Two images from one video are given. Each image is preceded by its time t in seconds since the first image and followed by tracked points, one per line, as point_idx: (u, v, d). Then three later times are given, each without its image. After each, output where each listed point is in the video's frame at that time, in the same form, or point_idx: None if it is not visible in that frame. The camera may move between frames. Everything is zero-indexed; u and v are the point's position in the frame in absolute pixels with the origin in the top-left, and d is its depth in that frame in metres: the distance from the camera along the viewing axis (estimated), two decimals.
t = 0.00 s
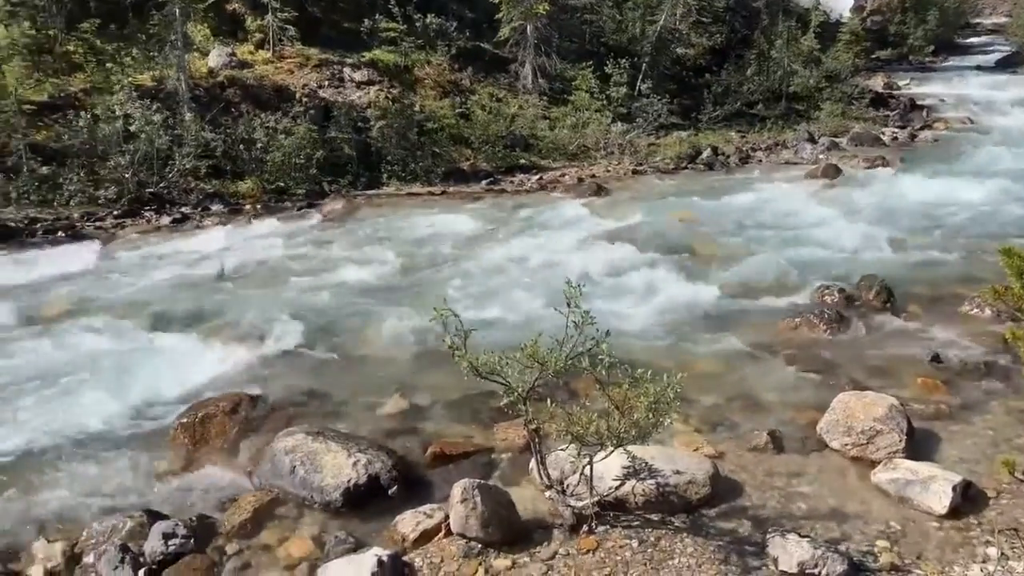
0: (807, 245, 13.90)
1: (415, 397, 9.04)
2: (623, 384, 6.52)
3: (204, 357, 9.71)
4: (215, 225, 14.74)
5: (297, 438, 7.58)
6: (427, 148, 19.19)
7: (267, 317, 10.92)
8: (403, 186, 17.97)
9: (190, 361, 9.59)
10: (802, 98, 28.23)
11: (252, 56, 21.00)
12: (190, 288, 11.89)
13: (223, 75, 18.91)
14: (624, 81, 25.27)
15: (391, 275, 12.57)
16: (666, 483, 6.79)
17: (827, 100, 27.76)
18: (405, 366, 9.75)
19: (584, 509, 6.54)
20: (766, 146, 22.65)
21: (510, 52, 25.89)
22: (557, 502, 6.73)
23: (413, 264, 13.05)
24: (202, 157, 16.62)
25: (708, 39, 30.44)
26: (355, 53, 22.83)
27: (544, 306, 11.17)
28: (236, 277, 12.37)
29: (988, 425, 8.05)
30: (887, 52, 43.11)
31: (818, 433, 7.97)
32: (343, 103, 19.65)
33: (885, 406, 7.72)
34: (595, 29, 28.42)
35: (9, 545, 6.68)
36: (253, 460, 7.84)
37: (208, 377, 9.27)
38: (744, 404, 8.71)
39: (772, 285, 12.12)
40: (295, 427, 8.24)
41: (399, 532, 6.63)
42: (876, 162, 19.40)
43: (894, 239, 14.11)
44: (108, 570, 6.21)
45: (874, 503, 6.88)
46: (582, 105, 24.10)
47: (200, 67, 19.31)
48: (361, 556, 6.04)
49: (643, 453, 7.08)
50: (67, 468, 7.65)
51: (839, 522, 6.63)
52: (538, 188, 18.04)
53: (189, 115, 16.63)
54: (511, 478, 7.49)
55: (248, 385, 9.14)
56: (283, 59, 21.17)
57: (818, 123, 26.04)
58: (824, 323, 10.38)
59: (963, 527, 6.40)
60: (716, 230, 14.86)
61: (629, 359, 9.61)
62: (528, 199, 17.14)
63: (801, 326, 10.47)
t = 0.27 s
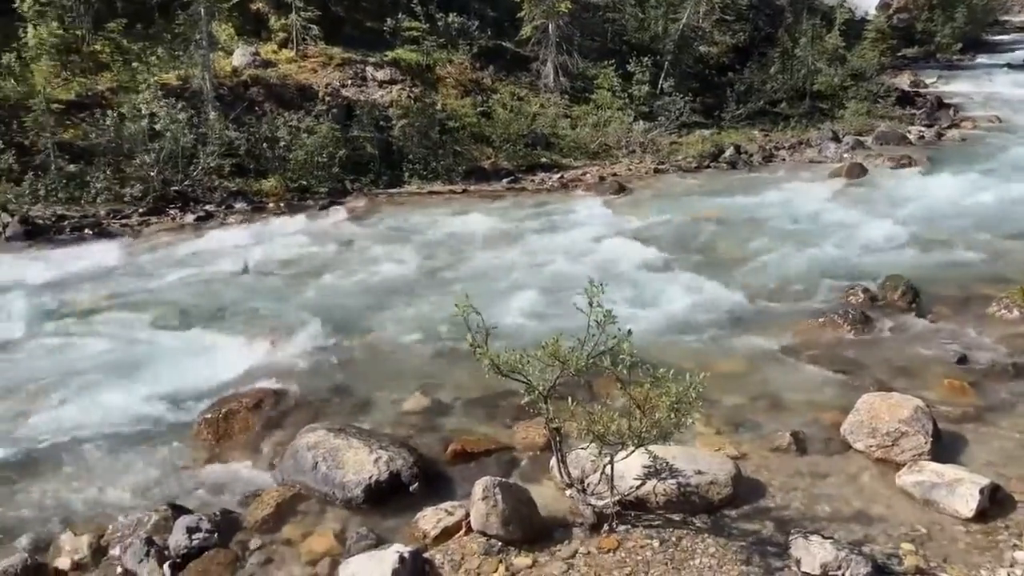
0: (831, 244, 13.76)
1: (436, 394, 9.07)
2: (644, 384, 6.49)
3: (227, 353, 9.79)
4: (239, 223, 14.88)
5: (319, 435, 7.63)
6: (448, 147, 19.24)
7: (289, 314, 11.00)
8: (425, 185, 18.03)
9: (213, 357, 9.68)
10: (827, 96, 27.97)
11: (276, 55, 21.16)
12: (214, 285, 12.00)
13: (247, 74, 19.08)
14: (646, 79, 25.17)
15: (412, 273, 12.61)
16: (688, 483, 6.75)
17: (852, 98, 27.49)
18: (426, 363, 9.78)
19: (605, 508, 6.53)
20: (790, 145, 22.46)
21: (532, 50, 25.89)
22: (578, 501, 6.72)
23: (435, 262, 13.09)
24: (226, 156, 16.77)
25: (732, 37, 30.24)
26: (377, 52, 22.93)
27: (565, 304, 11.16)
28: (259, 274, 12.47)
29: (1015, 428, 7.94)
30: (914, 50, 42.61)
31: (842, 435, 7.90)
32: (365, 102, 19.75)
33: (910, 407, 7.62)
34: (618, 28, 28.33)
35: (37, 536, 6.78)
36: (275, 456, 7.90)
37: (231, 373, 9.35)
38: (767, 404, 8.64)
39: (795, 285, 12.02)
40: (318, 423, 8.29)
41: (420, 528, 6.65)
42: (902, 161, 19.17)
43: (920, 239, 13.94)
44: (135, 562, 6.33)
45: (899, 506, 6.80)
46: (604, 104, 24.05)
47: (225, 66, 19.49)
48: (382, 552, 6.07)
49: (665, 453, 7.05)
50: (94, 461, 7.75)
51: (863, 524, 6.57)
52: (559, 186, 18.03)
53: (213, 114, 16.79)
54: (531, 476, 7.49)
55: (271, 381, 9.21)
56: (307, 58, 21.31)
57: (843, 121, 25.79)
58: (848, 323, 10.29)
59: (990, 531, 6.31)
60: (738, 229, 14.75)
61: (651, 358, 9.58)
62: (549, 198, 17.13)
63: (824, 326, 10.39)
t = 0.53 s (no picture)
0: (857, 244, 13.61)
1: (458, 392, 9.10)
2: (667, 383, 6.45)
3: (252, 350, 9.87)
4: (263, 220, 15.00)
5: (342, 431, 7.68)
6: (471, 145, 19.29)
7: (312, 311, 11.07)
8: (448, 183, 18.07)
9: (238, 354, 9.76)
10: (853, 94, 27.68)
11: (301, 54, 21.31)
12: (238, 282, 12.12)
13: (272, 73, 19.24)
14: (670, 77, 25.04)
15: (435, 271, 12.66)
16: (711, 483, 6.72)
17: (879, 96, 27.18)
18: (449, 361, 9.81)
19: (628, 507, 6.52)
20: (816, 144, 22.26)
21: (555, 48, 25.86)
22: (601, 500, 6.71)
23: (458, 260, 13.13)
24: (251, 154, 16.91)
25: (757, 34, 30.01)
26: (401, 51, 23.01)
27: (588, 303, 11.14)
28: (283, 272, 12.56)
29: None
30: (943, 48, 42.05)
31: (867, 436, 7.82)
32: (389, 101, 19.84)
33: (937, 408, 7.52)
34: (641, 25, 28.21)
35: (66, 529, 6.89)
36: (299, 452, 7.96)
37: (256, 370, 9.43)
38: (791, 405, 8.57)
39: (821, 284, 11.91)
40: (341, 420, 8.34)
41: (442, 525, 6.69)
42: (930, 160, 18.92)
43: (948, 239, 13.75)
44: (161, 555, 6.42)
45: (926, 508, 6.73)
46: (627, 102, 23.97)
47: (250, 65, 19.65)
48: (405, 548, 6.10)
49: (688, 453, 7.02)
50: (121, 456, 7.86)
51: (889, 527, 6.50)
52: (582, 185, 18.00)
53: (239, 112, 16.94)
54: (554, 474, 7.49)
55: (295, 378, 9.28)
56: (331, 57, 21.43)
57: (869, 119, 25.49)
58: (874, 323, 10.18)
59: (1019, 536, 6.22)
60: (762, 228, 14.64)
61: (675, 358, 9.54)
62: (572, 196, 17.11)
63: (850, 326, 10.29)
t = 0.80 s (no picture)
0: (885, 244, 13.44)
1: (482, 390, 9.11)
2: (693, 382, 6.40)
3: (278, 346, 9.95)
4: (289, 218, 15.12)
5: (368, 427, 7.73)
6: (496, 143, 19.32)
7: (338, 308, 11.16)
8: (472, 181, 18.10)
9: (264, 350, 9.86)
10: (882, 92, 27.34)
11: (327, 53, 21.43)
12: (265, 279, 12.23)
13: (299, 72, 19.38)
14: (696, 75, 24.89)
15: (459, 268, 12.68)
16: (736, 483, 6.68)
17: (908, 94, 26.82)
18: (474, 359, 9.83)
19: (653, 506, 6.50)
20: (844, 142, 22.01)
21: (580, 46, 25.80)
22: (625, 499, 6.69)
23: (482, 258, 13.14)
24: (277, 152, 17.04)
25: (784, 31, 29.73)
26: (426, 49, 23.07)
27: (614, 302, 11.11)
28: (309, 269, 12.67)
29: None
30: (974, 44, 41.40)
31: (896, 437, 7.73)
32: (414, 99, 19.92)
33: (968, 410, 7.40)
34: (667, 23, 28.06)
35: (97, 521, 7.00)
36: (325, 448, 8.02)
37: (282, 366, 9.50)
38: (818, 406, 8.49)
39: (849, 284, 11.77)
40: (366, 416, 8.39)
41: (466, 522, 6.71)
42: (960, 158, 18.64)
43: (979, 239, 13.53)
44: (189, 548, 6.50)
45: (956, 511, 6.64)
46: (653, 100, 23.86)
47: (277, 64, 19.80)
48: (430, 544, 6.13)
49: (713, 452, 6.98)
50: (150, 449, 7.97)
51: (918, 529, 6.42)
52: (607, 183, 17.94)
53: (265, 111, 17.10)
54: (578, 473, 7.48)
55: (320, 374, 9.35)
56: (356, 55, 21.54)
57: (899, 117, 25.16)
58: (903, 323, 10.05)
59: None
60: (789, 227, 14.50)
61: (701, 357, 9.49)
62: (597, 195, 17.06)
63: (879, 326, 10.17)
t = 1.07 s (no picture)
0: (916, 242, 13.25)
1: (508, 387, 9.12)
2: (721, 381, 6.34)
3: (306, 342, 10.03)
4: (317, 216, 15.23)
5: (395, 424, 7.78)
6: (521, 141, 19.36)
7: (366, 304, 11.24)
8: (497, 179, 18.11)
9: (292, 345, 9.95)
10: (914, 88, 26.94)
11: (354, 51, 21.53)
12: (293, 275, 12.34)
13: (326, 70, 19.51)
14: (724, 72, 24.70)
15: (485, 266, 12.70)
16: (764, 484, 6.62)
17: (941, 90, 26.40)
18: (499, 357, 9.84)
19: (679, 506, 6.47)
20: (874, 139, 21.72)
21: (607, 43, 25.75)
22: (651, 498, 6.66)
23: (508, 256, 13.15)
24: (305, 150, 17.17)
25: (813, 27, 29.42)
26: (452, 47, 23.11)
27: (641, 300, 11.05)
28: (337, 266, 12.76)
29: None
30: (1010, 40, 40.69)
31: (928, 439, 7.63)
32: (440, 97, 19.98)
33: (1002, 413, 7.28)
34: (695, 20, 27.89)
35: (128, 513, 7.11)
36: (352, 443, 8.08)
37: (310, 362, 9.58)
38: (848, 406, 8.40)
39: (879, 284, 11.63)
40: (393, 412, 8.44)
41: (492, 519, 6.72)
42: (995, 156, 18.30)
43: (1013, 238, 13.29)
44: (218, 542, 6.58)
45: (989, 515, 6.53)
46: (680, 97, 23.74)
47: (305, 62, 19.95)
48: (456, 541, 6.15)
49: (741, 452, 6.93)
50: (180, 443, 8.07)
51: (950, 533, 6.33)
52: (633, 180, 17.86)
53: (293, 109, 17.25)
54: (603, 471, 7.47)
55: (347, 371, 9.41)
56: (383, 53, 21.64)
57: (931, 114, 24.80)
58: (935, 324, 9.90)
59: None
60: (818, 225, 14.33)
61: (728, 356, 9.42)
62: (623, 192, 16.98)
63: (909, 326, 10.03)
